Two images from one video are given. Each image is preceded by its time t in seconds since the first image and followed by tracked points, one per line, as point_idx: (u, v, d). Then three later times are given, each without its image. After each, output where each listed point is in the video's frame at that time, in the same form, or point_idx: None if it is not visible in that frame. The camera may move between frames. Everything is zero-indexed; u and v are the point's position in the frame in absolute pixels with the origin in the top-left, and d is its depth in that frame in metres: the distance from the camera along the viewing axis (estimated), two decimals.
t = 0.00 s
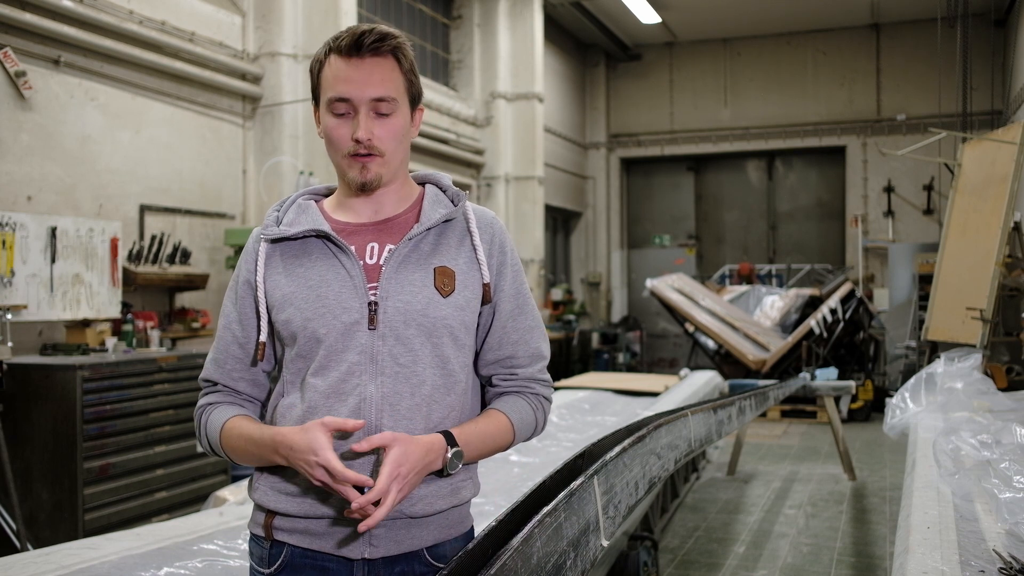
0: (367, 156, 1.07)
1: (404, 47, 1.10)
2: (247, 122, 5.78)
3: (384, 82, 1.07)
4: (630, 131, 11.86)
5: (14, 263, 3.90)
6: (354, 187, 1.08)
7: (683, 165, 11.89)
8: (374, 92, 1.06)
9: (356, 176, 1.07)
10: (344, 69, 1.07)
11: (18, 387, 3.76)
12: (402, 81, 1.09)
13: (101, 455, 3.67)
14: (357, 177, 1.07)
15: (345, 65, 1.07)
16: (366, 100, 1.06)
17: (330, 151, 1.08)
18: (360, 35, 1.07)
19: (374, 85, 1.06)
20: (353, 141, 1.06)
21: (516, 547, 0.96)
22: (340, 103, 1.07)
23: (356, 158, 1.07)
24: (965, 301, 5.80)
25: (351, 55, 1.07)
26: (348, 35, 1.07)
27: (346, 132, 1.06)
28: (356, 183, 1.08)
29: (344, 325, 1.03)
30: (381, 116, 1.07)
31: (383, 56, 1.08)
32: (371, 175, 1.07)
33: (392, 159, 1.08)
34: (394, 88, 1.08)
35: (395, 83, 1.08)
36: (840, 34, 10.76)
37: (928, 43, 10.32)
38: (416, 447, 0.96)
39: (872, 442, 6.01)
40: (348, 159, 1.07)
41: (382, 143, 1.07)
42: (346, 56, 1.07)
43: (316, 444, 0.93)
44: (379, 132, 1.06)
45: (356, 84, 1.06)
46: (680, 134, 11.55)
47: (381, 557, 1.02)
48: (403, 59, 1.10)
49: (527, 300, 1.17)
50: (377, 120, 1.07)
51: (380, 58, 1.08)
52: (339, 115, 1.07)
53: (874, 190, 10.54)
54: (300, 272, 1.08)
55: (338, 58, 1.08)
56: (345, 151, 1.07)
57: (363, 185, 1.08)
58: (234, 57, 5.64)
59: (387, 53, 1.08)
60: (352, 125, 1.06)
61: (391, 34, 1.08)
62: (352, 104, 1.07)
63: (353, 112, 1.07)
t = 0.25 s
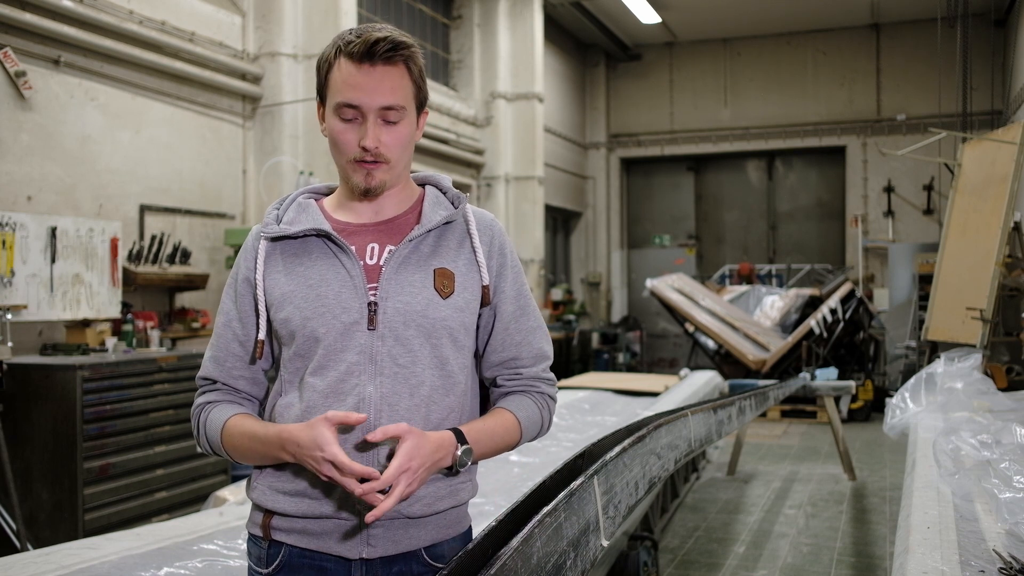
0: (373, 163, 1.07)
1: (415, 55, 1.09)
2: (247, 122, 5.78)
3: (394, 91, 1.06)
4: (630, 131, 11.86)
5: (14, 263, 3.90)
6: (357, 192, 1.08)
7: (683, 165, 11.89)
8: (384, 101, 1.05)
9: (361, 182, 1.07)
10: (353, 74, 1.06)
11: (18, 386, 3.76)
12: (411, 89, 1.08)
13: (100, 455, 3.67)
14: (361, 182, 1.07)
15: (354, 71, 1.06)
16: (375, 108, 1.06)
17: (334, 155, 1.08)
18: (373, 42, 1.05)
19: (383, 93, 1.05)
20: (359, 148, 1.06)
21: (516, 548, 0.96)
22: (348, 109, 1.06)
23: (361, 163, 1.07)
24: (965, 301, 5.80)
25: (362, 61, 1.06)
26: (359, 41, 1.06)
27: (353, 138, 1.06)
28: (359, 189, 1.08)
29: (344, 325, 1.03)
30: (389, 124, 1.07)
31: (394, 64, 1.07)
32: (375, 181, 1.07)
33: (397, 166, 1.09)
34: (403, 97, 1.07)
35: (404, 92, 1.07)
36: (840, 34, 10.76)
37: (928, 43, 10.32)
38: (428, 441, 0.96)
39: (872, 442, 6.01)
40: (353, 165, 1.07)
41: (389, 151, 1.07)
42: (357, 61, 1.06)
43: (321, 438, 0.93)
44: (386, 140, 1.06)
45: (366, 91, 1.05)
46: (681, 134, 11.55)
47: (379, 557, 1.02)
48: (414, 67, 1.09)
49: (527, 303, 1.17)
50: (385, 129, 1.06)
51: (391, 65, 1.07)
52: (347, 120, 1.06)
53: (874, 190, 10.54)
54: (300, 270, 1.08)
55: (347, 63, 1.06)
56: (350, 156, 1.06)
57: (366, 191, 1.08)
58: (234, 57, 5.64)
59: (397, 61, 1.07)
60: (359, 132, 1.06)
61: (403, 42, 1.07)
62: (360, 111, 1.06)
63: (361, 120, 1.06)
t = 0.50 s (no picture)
0: (378, 167, 1.07)
1: (422, 59, 1.09)
2: (247, 122, 5.78)
3: (401, 95, 1.06)
4: (630, 131, 11.86)
5: (13, 263, 3.90)
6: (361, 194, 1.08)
7: (683, 165, 11.89)
8: (391, 105, 1.06)
9: (365, 182, 1.07)
10: (360, 78, 1.05)
11: (18, 386, 3.76)
12: (416, 93, 1.09)
13: (100, 455, 3.67)
14: (366, 182, 1.07)
15: (361, 75, 1.05)
16: (382, 112, 1.05)
17: (338, 156, 1.08)
18: (381, 47, 1.05)
19: (391, 98, 1.05)
20: (365, 152, 1.06)
21: (517, 547, 0.96)
22: (354, 111, 1.06)
23: (367, 165, 1.06)
24: (965, 301, 5.80)
25: (369, 65, 1.06)
26: (368, 45, 1.05)
27: (359, 140, 1.06)
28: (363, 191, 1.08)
29: (346, 324, 1.03)
30: (395, 128, 1.07)
31: (401, 68, 1.07)
32: (380, 182, 1.07)
33: (401, 169, 1.09)
34: (410, 101, 1.07)
35: (411, 96, 1.07)
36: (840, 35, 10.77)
37: (928, 43, 10.33)
38: (417, 439, 0.96)
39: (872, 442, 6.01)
40: (358, 168, 1.07)
41: (395, 152, 1.07)
42: (364, 65, 1.06)
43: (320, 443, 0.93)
44: (392, 144, 1.06)
45: (374, 96, 1.05)
46: (681, 134, 11.55)
47: (380, 557, 1.02)
48: (419, 71, 1.09)
49: (526, 304, 1.17)
50: (391, 131, 1.06)
51: (398, 69, 1.06)
52: (353, 123, 1.06)
53: (874, 190, 10.54)
54: (301, 269, 1.08)
55: (354, 66, 1.06)
56: (356, 157, 1.06)
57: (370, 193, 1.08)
58: (234, 57, 5.64)
59: (405, 65, 1.07)
60: (365, 135, 1.06)
61: (410, 46, 1.07)
62: (367, 115, 1.06)
63: (367, 123, 1.06)
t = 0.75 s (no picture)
0: (379, 148, 1.06)
1: (414, 45, 1.10)
2: (247, 122, 5.78)
3: (396, 76, 1.07)
4: (630, 131, 11.86)
5: (14, 263, 3.90)
6: (365, 179, 1.07)
7: (683, 165, 11.89)
8: (386, 84, 1.06)
9: (369, 168, 1.06)
10: (355, 65, 1.07)
11: (18, 386, 3.76)
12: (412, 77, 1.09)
13: (100, 455, 3.67)
14: (369, 168, 1.06)
15: (356, 62, 1.07)
16: (378, 93, 1.06)
17: (340, 145, 1.07)
18: (371, 31, 1.07)
19: (386, 78, 1.06)
20: (365, 132, 1.05)
21: (516, 547, 0.96)
22: (351, 97, 1.06)
23: (368, 149, 1.06)
24: (965, 301, 5.80)
25: (363, 52, 1.07)
26: (359, 32, 1.07)
27: (358, 124, 1.06)
28: (368, 175, 1.06)
29: (353, 318, 1.02)
30: (393, 109, 1.07)
31: (394, 52, 1.08)
32: (384, 166, 1.06)
33: (403, 152, 1.08)
34: (406, 82, 1.08)
35: (406, 77, 1.08)
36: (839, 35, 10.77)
37: (927, 43, 10.33)
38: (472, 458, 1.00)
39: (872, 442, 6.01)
40: (360, 151, 1.06)
41: (395, 135, 1.06)
42: (357, 52, 1.07)
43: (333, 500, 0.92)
44: (392, 124, 1.06)
45: (368, 77, 1.06)
46: (680, 134, 11.55)
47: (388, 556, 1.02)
48: (413, 57, 1.10)
49: (527, 303, 1.18)
50: (389, 113, 1.06)
51: (391, 54, 1.08)
52: (351, 109, 1.06)
53: (874, 190, 10.54)
54: (307, 260, 1.06)
55: (348, 55, 1.07)
56: (357, 143, 1.06)
57: (375, 177, 1.06)
58: (234, 57, 5.64)
59: (398, 48, 1.08)
60: (364, 118, 1.06)
61: (401, 31, 1.09)
62: (364, 98, 1.06)
63: (365, 107, 1.06)
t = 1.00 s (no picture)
0: (379, 149, 1.06)
1: (414, 44, 1.10)
2: (247, 122, 5.78)
3: (396, 76, 1.07)
4: (630, 131, 11.86)
5: (13, 263, 3.90)
6: (365, 180, 1.07)
7: (683, 165, 11.89)
8: (386, 84, 1.06)
9: (368, 169, 1.06)
10: (354, 63, 1.07)
11: (18, 387, 3.76)
12: (412, 76, 1.09)
13: (100, 455, 3.67)
14: (369, 169, 1.06)
15: (356, 61, 1.07)
16: (378, 92, 1.06)
17: (339, 144, 1.07)
18: (371, 30, 1.07)
19: (386, 78, 1.06)
20: (365, 132, 1.05)
21: (516, 547, 0.96)
22: (351, 96, 1.06)
23: (368, 150, 1.06)
24: (965, 301, 5.80)
25: (363, 51, 1.07)
26: (359, 30, 1.07)
27: (357, 124, 1.05)
28: (367, 176, 1.06)
29: (356, 320, 1.02)
30: (392, 109, 1.07)
31: (393, 51, 1.08)
32: (383, 169, 1.06)
33: (403, 152, 1.08)
34: (405, 82, 1.08)
35: (406, 76, 1.08)
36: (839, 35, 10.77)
37: (927, 43, 10.33)
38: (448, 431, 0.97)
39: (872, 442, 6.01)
40: (359, 152, 1.06)
41: (395, 135, 1.06)
42: (357, 51, 1.07)
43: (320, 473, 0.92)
44: (391, 124, 1.06)
45: (368, 76, 1.06)
46: (680, 134, 11.55)
47: (392, 555, 1.03)
48: (413, 55, 1.10)
49: (527, 304, 1.18)
50: (389, 113, 1.06)
51: (390, 53, 1.08)
52: (350, 108, 1.06)
53: (874, 190, 10.54)
54: (308, 262, 1.06)
55: (349, 54, 1.07)
56: (356, 143, 1.05)
57: (374, 179, 1.07)
58: (234, 57, 5.64)
59: (396, 47, 1.08)
60: (364, 118, 1.06)
61: (401, 29, 1.08)
62: (363, 96, 1.06)
63: (364, 106, 1.06)
